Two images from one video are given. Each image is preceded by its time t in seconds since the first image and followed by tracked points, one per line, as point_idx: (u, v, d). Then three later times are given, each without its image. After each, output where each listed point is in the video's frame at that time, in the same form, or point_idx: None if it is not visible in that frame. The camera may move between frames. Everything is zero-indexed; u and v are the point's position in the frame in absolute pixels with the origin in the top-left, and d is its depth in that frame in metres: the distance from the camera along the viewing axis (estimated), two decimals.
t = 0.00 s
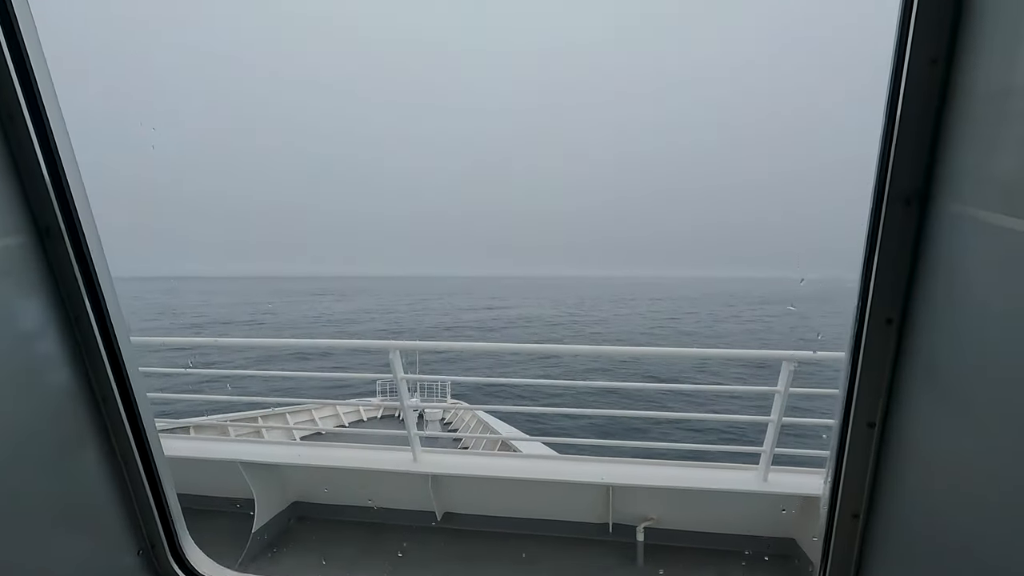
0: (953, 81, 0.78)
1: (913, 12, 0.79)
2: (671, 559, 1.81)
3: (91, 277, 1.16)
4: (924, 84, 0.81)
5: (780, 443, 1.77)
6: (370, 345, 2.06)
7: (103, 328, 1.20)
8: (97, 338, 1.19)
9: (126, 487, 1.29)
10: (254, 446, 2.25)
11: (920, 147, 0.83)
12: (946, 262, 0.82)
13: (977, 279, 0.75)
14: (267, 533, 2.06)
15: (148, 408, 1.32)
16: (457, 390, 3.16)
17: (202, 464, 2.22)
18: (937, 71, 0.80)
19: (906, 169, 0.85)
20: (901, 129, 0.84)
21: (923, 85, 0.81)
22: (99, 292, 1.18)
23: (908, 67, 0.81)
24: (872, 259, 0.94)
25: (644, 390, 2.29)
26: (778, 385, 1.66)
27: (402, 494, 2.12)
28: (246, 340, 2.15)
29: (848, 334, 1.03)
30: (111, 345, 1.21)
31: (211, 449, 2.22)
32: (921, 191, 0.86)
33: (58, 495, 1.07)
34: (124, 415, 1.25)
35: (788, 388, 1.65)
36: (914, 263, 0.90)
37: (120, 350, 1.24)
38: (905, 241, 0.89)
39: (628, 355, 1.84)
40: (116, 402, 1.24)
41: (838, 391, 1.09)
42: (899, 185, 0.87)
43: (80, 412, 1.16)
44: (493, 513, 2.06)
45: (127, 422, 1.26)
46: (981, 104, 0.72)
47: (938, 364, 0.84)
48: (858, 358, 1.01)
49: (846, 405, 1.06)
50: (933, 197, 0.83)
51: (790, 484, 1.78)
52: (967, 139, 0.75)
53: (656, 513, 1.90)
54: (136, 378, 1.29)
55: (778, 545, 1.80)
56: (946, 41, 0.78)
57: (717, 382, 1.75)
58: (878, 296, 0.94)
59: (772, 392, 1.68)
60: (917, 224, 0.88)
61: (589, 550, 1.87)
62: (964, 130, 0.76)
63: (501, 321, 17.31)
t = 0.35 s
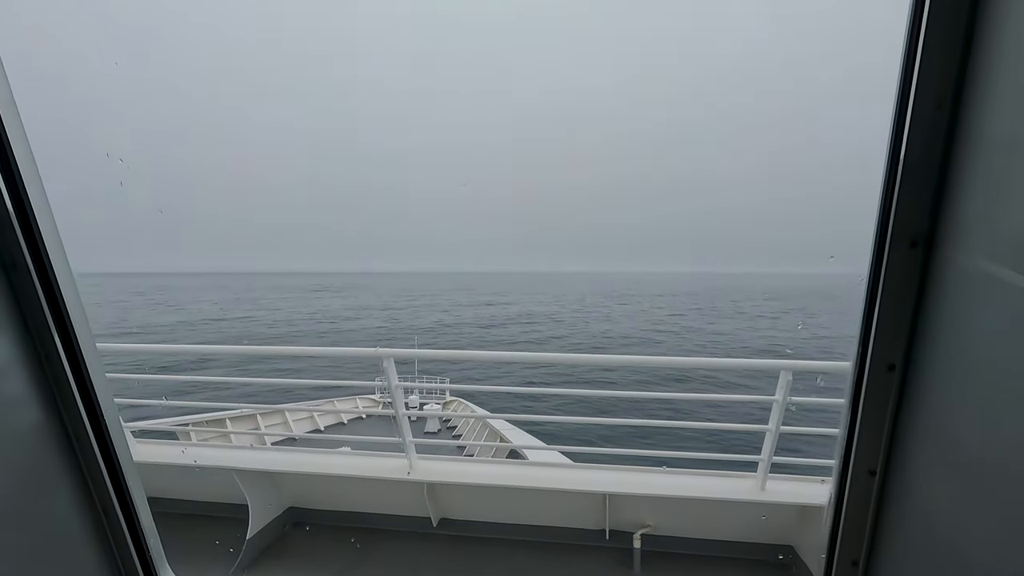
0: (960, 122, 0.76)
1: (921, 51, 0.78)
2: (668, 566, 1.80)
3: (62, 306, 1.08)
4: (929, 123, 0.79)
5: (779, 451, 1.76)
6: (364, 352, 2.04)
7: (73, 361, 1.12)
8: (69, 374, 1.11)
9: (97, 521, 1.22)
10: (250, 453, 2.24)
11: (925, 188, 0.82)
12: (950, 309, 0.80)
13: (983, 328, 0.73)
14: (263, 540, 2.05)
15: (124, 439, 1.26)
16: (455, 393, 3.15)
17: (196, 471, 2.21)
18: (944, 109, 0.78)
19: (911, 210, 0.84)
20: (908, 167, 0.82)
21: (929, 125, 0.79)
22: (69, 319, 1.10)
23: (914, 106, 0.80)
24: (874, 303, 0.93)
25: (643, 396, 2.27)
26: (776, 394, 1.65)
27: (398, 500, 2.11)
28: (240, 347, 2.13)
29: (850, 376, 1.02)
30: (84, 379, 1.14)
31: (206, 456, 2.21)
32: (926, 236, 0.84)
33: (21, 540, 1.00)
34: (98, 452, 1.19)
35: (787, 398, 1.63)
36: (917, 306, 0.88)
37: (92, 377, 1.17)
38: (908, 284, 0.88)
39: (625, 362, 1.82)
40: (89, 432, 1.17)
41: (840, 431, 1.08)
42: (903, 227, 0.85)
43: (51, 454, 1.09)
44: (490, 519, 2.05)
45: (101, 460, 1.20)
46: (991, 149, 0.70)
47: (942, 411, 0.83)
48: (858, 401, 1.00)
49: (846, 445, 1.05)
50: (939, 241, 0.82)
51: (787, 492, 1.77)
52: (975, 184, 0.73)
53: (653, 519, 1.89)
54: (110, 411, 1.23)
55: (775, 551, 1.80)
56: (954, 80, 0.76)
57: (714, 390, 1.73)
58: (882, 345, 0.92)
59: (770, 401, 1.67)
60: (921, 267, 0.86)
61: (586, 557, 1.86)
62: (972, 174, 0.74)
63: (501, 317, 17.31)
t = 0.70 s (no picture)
0: (997, 152, 0.70)
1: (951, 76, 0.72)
2: None
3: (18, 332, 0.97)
4: (963, 152, 0.73)
5: (783, 466, 1.72)
6: (360, 364, 2.00)
7: (28, 385, 0.99)
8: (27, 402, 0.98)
9: (62, 566, 1.09)
10: (245, 465, 2.21)
11: (957, 222, 0.76)
12: (982, 356, 0.74)
13: (1021, 381, 0.67)
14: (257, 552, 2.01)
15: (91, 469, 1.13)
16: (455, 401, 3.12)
17: (191, 482, 2.18)
18: (978, 137, 0.72)
19: (939, 247, 0.78)
20: (935, 198, 0.76)
21: (960, 153, 0.73)
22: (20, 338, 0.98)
23: (944, 135, 0.74)
24: (897, 343, 0.87)
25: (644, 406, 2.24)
26: (780, 408, 1.62)
27: (395, 513, 2.07)
28: (234, 358, 2.10)
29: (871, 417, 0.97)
30: (44, 406, 1.01)
31: (201, 469, 2.19)
32: (954, 274, 0.78)
33: None
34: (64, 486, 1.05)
35: (791, 412, 1.61)
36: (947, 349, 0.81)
37: (52, 407, 1.03)
38: (937, 325, 0.81)
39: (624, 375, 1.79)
40: (53, 471, 1.02)
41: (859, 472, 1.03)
42: (929, 265, 0.79)
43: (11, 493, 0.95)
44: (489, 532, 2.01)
45: (69, 502, 1.07)
46: None
47: (974, 466, 0.76)
48: (879, 445, 0.95)
49: (869, 493, 0.98)
50: (971, 282, 0.75)
51: (792, 507, 1.74)
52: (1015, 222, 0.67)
53: (655, 532, 1.85)
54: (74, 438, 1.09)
55: (780, 566, 1.75)
56: (990, 106, 0.70)
57: (717, 403, 1.70)
58: (904, 390, 0.86)
59: (774, 415, 1.64)
60: (951, 307, 0.80)
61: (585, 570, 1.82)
62: (1013, 210, 0.67)
63: (502, 319, 17.30)
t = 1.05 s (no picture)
0: None
1: (991, 104, 0.67)
2: None
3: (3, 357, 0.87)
4: (1004, 188, 0.67)
5: (790, 477, 1.69)
6: (360, 373, 1.98)
7: (11, 411, 0.88)
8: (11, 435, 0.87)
9: None
10: (246, 473, 2.19)
11: (995, 262, 0.70)
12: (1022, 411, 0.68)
13: None
14: (257, 561, 1.99)
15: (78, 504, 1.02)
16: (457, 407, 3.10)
17: (190, 491, 2.15)
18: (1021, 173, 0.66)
19: (976, 288, 0.72)
20: (970, 234, 0.71)
21: (1002, 189, 0.68)
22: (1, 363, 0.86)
23: (981, 169, 0.69)
24: (928, 388, 0.81)
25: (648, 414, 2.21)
26: (787, 420, 1.58)
27: (396, 522, 2.05)
28: (235, 367, 2.09)
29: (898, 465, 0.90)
30: (29, 439, 0.90)
31: (201, 477, 2.17)
32: (991, 318, 0.72)
33: None
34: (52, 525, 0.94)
35: (798, 423, 1.57)
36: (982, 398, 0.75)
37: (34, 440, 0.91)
38: (973, 372, 0.75)
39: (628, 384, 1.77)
40: (39, 510, 0.91)
41: (885, 522, 0.96)
42: (965, 306, 0.73)
43: None
44: (491, 542, 1.98)
45: (57, 542, 0.96)
46: None
47: (1014, 528, 0.70)
48: (906, 496, 0.88)
49: (895, 542, 0.92)
50: (1010, 328, 0.69)
51: (798, 520, 1.71)
52: None
53: (660, 543, 1.83)
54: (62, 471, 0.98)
55: None
56: None
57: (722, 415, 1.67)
58: (933, 439, 0.80)
59: (781, 426, 1.61)
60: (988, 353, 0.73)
61: None
62: None
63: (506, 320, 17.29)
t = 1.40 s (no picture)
0: None
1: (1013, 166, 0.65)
2: None
3: None
4: None
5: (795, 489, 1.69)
6: (364, 383, 1.99)
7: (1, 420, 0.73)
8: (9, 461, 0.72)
9: None
10: (251, 481, 2.19)
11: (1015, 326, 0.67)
12: None
13: None
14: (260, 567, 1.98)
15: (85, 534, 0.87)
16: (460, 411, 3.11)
17: (195, 498, 2.16)
18: None
19: (996, 351, 0.69)
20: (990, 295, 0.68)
21: None
22: None
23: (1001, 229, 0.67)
24: (949, 433, 0.78)
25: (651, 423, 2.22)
26: (793, 432, 1.58)
27: (400, 530, 2.05)
28: (239, 377, 2.09)
29: (917, 505, 0.87)
30: (28, 465, 0.75)
31: (206, 485, 2.18)
32: (1012, 381, 0.69)
33: None
34: (55, 562, 0.79)
35: (803, 436, 1.57)
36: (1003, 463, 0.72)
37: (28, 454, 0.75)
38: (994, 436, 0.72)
39: (631, 395, 1.77)
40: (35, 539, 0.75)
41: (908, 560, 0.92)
42: (984, 368, 0.70)
43: None
44: (495, 550, 1.98)
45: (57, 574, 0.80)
46: None
47: None
48: (926, 539, 0.84)
49: None
50: None
51: (804, 531, 1.71)
52: None
53: (665, 553, 1.82)
54: (66, 495, 0.83)
55: None
56: None
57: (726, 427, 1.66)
58: (954, 484, 0.76)
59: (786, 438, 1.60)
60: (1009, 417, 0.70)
61: None
62: None
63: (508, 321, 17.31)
